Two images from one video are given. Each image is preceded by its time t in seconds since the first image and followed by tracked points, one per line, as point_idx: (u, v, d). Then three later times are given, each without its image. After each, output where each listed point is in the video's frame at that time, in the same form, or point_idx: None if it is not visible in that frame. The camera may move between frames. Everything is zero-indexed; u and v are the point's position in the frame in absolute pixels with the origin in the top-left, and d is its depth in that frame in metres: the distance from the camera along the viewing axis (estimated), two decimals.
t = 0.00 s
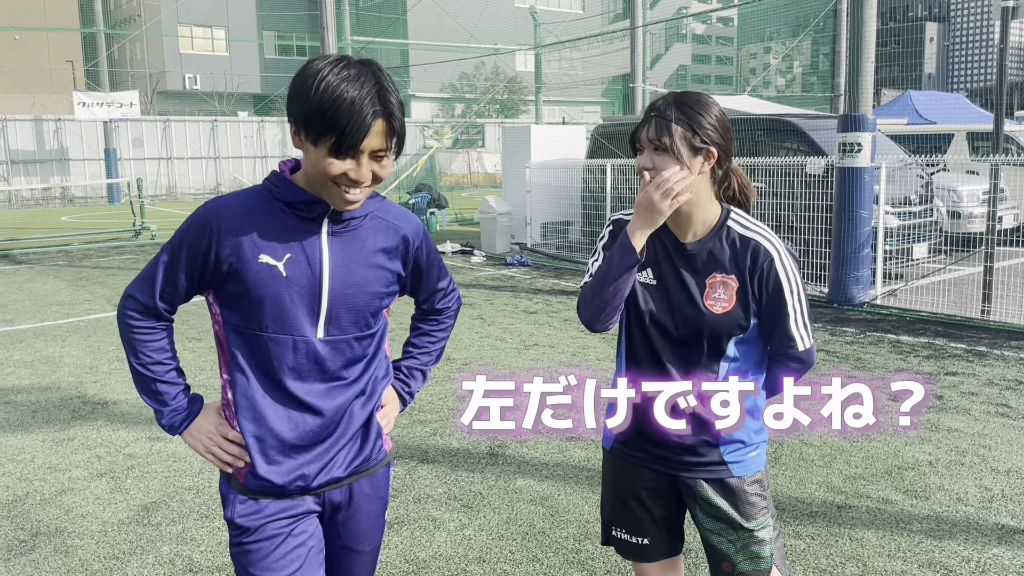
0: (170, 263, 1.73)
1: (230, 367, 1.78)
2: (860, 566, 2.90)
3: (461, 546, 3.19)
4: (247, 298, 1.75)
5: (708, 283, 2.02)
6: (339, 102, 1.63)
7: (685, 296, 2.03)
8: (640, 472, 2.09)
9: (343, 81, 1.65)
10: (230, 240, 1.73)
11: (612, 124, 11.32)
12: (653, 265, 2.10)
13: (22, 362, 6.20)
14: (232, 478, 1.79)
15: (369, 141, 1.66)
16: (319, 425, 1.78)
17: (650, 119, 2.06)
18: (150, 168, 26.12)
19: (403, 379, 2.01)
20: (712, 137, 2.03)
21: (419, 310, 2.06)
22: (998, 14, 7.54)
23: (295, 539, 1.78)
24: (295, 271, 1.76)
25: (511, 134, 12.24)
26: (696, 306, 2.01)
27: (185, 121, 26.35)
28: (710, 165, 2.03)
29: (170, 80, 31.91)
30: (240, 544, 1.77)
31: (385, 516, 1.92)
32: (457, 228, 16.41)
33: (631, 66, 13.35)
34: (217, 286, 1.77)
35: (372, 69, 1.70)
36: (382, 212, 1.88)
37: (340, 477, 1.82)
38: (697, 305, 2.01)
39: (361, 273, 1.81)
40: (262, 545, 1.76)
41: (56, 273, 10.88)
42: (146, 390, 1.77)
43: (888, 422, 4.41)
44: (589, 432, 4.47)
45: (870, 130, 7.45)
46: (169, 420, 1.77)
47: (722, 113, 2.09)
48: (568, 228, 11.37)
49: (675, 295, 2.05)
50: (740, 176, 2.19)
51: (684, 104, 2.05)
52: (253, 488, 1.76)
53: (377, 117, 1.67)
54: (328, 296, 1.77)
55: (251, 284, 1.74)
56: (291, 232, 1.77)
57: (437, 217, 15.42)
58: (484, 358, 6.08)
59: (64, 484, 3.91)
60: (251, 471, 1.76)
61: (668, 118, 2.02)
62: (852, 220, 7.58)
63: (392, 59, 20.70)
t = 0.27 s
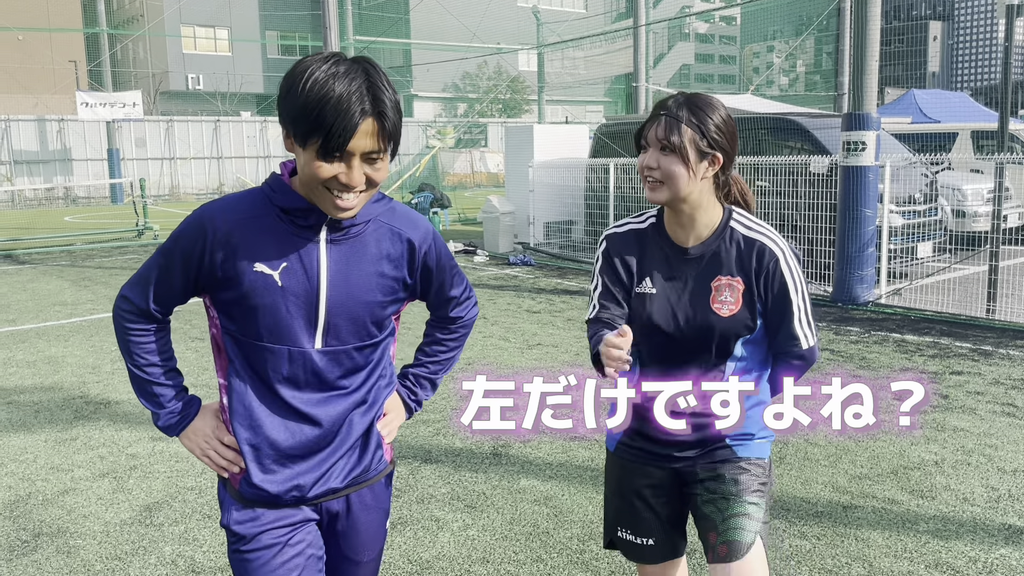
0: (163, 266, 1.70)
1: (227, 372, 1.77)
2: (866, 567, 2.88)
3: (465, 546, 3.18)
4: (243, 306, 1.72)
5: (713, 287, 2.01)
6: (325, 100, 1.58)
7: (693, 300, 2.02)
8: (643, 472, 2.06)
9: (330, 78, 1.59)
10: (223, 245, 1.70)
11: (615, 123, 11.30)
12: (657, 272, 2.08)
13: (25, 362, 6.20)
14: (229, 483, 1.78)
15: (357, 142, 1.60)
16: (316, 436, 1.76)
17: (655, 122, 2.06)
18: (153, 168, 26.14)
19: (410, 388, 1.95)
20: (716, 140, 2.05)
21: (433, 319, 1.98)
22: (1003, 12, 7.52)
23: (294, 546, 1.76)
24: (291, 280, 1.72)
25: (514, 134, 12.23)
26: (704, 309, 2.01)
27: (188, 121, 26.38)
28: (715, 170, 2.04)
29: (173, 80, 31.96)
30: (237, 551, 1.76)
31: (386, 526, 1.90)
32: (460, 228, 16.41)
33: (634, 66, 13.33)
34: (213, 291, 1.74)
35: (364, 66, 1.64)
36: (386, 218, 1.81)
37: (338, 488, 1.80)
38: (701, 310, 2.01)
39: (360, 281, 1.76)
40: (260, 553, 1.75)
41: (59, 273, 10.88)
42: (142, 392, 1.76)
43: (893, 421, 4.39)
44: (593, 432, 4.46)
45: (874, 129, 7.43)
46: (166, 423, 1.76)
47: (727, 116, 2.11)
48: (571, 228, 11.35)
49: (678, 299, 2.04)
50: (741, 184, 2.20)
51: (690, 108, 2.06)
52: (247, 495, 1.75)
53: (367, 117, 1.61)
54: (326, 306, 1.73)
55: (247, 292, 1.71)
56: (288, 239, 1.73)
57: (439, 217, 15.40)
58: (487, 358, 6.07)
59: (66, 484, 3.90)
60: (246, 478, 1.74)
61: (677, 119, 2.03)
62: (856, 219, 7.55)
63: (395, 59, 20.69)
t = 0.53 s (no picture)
0: (153, 276, 1.68)
1: (224, 386, 1.76)
2: (871, 569, 2.87)
3: (468, 548, 3.17)
4: (239, 318, 1.71)
5: (722, 292, 2.05)
6: (310, 98, 1.55)
7: (701, 306, 2.06)
8: (643, 476, 2.07)
9: (314, 76, 1.56)
10: (217, 256, 1.68)
11: (617, 123, 11.27)
12: (662, 281, 2.10)
13: (28, 363, 6.20)
14: (227, 497, 1.77)
15: (347, 141, 1.57)
16: (319, 452, 1.74)
17: (662, 130, 2.05)
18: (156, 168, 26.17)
19: (418, 401, 1.93)
20: (722, 148, 2.04)
21: (442, 326, 1.94)
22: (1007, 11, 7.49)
23: (294, 563, 1.76)
24: (286, 291, 1.71)
25: (516, 134, 12.22)
26: (715, 315, 2.05)
27: (190, 122, 26.40)
28: (719, 181, 2.04)
29: (176, 81, 32.00)
30: (237, 566, 1.76)
31: (390, 543, 1.90)
32: (462, 228, 16.39)
33: (636, 66, 13.31)
34: (207, 301, 1.73)
35: (349, 61, 1.61)
36: (387, 221, 1.79)
37: (339, 507, 1.78)
38: (713, 316, 2.05)
39: (360, 290, 1.75)
40: (259, 570, 1.74)
41: (62, 274, 10.89)
42: (138, 405, 1.74)
43: (898, 422, 4.37)
44: (596, 433, 4.45)
45: (877, 129, 7.42)
46: (164, 434, 1.75)
47: (732, 122, 2.10)
48: (574, 228, 11.33)
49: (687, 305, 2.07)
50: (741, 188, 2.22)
51: (697, 116, 2.04)
52: (246, 511, 1.74)
53: (356, 114, 1.58)
54: (325, 318, 1.72)
55: (243, 305, 1.70)
56: (283, 249, 1.72)
57: (442, 217, 15.38)
58: (490, 359, 6.06)
59: (69, 486, 3.90)
60: (244, 494, 1.73)
61: (684, 128, 2.02)
62: (859, 219, 7.54)
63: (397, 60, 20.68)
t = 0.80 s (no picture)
0: (138, 284, 1.63)
1: (216, 399, 1.70)
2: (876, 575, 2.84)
3: (470, 552, 3.15)
4: (228, 326, 1.65)
5: (722, 296, 2.03)
6: (295, 89, 1.51)
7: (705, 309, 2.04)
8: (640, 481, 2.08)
9: (296, 66, 1.53)
10: (205, 260, 1.63)
11: (619, 125, 11.26)
12: (666, 285, 2.08)
13: (28, 365, 6.19)
14: (220, 515, 1.71)
15: (336, 133, 1.53)
16: (316, 467, 1.68)
17: (663, 139, 2.04)
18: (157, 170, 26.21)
19: (423, 415, 1.86)
20: (727, 150, 2.03)
21: (446, 335, 1.87)
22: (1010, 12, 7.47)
23: None
24: (276, 295, 1.65)
25: (517, 136, 12.22)
26: (717, 318, 2.02)
27: (192, 124, 26.42)
28: (728, 181, 2.04)
29: (177, 83, 32.04)
30: None
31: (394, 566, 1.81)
32: (464, 230, 16.38)
33: (637, 68, 13.33)
34: (197, 310, 1.68)
35: (334, 50, 1.57)
36: (382, 219, 1.73)
37: (338, 528, 1.70)
38: (713, 318, 2.02)
39: (354, 292, 1.69)
40: None
41: (64, 276, 10.89)
42: (128, 419, 1.69)
43: (902, 425, 4.35)
44: (598, 436, 4.43)
45: (880, 130, 7.40)
46: (156, 449, 1.69)
47: (736, 123, 2.08)
48: (575, 230, 11.32)
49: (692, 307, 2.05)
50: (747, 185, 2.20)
51: (697, 121, 2.03)
52: (239, 531, 1.67)
53: (344, 103, 1.54)
54: (318, 323, 1.66)
55: (232, 312, 1.64)
56: (272, 252, 1.66)
57: (443, 219, 15.37)
58: (491, 361, 6.04)
59: (69, 489, 3.89)
60: (237, 512, 1.66)
61: (685, 135, 2.01)
62: (862, 221, 7.52)
63: (398, 61, 20.70)
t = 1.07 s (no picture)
0: (127, 296, 1.62)
1: (210, 409, 1.68)
2: None
3: (470, 557, 3.14)
4: (219, 333, 1.64)
5: (734, 299, 2.04)
6: (282, 94, 1.50)
7: (714, 313, 2.04)
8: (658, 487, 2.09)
9: (283, 69, 1.51)
10: (192, 268, 1.62)
11: (618, 128, 11.25)
12: (671, 292, 2.09)
13: (25, 368, 6.17)
14: (220, 529, 1.70)
15: (324, 139, 1.51)
16: (315, 479, 1.66)
17: (669, 139, 2.06)
18: (155, 172, 26.18)
19: (428, 425, 1.81)
20: (733, 153, 2.06)
21: (446, 338, 1.83)
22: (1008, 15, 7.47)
23: None
24: (266, 298, 1.63)
25: (516, 138, 12.20)
26: (726, 323, 2.03)
27: (190, 126, 26.40)
28: (733, 184, 2.07)
29: (175, 86, 32.01)
30: None
31: None
32: (462, 233, 16.36)
33: (635, 70, 13.32)
34: (188, 319, 1.67)
35: (320, 52, 1.55)
36: (375, 217, 1.71)
37: (338, 544, 1.68)
38: (726, 323, 2.03)
39: (349, 292, 1.67)
40: None
41: (61, 278, 10.86)
42: (125, 434, 1.67)
43: (902, 429, 4.35)
44: (598, 439, 4.42)
45: (879, 134, 7.42)
46: (153, 464, 1.67)
47: (740, 126, 2.11)
48: (574, 233, 11.31)
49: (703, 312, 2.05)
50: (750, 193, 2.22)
51: (703, 122, 2.05)
52: (237, 545, 1.66)
53: (332, 109, 1.52)
54: (310, 328, 1.64)
55: (223, 319, 1.63)
56: (260, 255, 1.65)
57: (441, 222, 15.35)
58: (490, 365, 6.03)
59: (67, 493, 3.87)
60: (235, 525, 1.66)
61: (692, 137, 2.03)
62: (861, 224, 7.51)
63: (395, 63, 20.68)
